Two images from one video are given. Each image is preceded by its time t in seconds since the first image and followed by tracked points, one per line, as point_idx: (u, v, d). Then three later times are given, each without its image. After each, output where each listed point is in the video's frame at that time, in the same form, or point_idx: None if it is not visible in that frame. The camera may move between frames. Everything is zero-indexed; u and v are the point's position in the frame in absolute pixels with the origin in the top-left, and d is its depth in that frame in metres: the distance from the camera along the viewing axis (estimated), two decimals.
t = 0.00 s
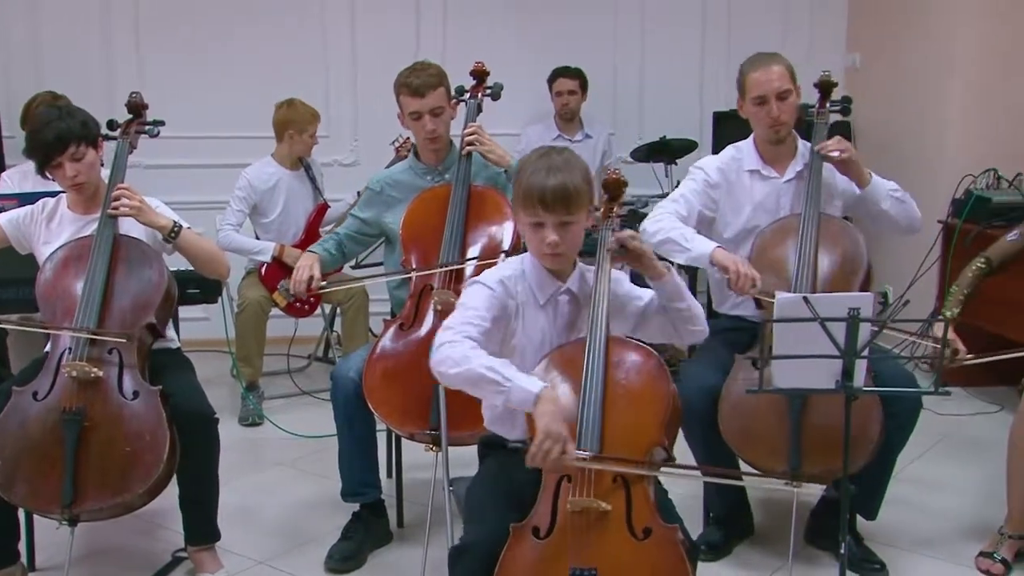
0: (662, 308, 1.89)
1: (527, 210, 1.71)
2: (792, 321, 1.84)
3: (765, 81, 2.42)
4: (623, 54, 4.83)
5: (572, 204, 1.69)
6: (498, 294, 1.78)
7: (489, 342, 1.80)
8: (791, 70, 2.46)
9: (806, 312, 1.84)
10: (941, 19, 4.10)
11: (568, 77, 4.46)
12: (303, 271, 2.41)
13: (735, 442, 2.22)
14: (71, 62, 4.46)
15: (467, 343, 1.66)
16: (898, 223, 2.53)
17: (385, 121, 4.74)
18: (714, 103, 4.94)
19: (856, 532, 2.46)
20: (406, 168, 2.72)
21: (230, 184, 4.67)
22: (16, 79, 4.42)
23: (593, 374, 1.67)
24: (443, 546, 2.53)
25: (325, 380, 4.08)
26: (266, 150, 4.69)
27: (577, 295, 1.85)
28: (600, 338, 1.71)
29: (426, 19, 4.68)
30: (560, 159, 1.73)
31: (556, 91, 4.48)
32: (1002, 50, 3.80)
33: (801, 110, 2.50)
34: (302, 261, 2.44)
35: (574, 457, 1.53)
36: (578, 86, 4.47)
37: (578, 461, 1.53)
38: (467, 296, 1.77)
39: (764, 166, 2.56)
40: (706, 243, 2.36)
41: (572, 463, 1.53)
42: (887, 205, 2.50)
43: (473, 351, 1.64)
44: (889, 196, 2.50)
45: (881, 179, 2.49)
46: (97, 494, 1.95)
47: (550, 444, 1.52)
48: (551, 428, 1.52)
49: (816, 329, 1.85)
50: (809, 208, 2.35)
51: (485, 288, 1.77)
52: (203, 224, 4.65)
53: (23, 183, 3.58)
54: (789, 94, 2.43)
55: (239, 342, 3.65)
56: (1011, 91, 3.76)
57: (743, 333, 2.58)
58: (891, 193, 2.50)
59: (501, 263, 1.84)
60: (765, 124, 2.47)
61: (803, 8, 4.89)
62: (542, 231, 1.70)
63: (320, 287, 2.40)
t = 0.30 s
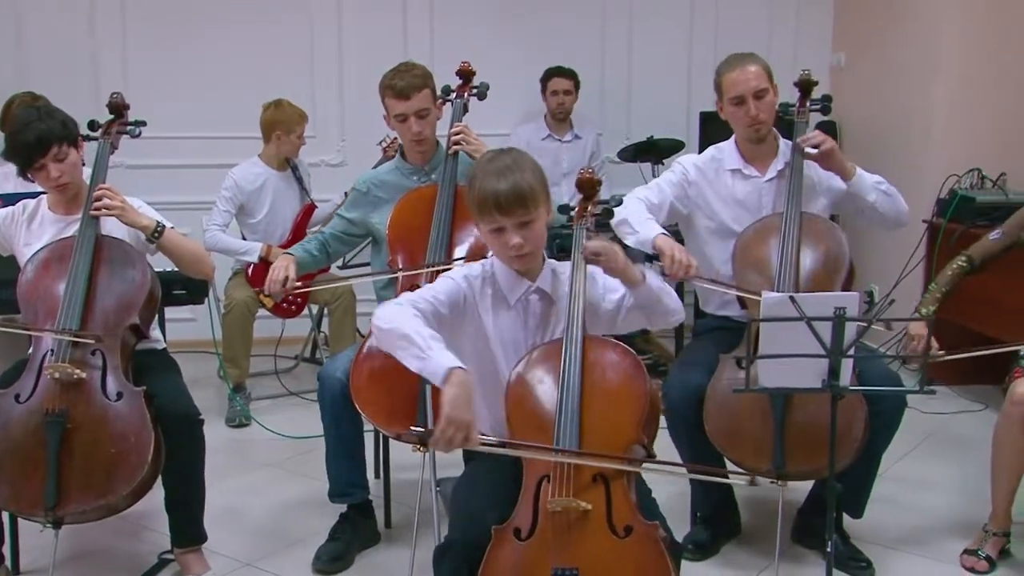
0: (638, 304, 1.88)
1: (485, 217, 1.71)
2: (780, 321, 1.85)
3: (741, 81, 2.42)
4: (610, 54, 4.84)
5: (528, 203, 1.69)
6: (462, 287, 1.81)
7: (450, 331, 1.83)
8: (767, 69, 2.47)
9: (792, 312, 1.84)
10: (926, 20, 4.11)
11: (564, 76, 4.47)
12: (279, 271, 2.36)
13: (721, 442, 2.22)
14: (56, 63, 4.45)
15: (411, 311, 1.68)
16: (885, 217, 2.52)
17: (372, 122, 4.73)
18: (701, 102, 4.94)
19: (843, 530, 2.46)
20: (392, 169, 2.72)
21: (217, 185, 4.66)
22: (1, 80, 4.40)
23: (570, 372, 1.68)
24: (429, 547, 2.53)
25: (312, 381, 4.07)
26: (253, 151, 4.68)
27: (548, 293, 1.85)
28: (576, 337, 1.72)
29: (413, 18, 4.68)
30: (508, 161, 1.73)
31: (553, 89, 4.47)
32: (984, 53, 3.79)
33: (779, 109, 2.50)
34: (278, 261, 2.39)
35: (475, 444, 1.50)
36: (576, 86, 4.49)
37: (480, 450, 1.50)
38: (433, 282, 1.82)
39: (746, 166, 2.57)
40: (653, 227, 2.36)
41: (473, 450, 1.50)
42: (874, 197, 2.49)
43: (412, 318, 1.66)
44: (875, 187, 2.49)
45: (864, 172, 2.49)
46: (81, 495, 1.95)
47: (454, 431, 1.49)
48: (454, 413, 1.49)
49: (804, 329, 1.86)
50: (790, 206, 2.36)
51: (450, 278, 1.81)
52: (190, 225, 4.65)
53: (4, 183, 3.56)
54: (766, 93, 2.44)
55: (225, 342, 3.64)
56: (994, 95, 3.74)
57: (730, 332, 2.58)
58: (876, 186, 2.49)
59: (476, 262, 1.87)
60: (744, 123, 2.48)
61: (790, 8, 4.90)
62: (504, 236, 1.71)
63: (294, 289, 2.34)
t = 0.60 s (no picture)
0: (622, 316, 1.89)
1: (476, 226, 1.70)
2: (768, 320, 1.86)
3: (731, 82, 2.43)
4: (598, 54, 4.84)
5: (520, 216, 1.68)
6: (437, 285, 1.83)
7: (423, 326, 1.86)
8: (756, 70, 2.48)
9: (779, 311, 1.85)
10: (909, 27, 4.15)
11: (555, 76, 4.47)
12: (256, 270, 2.29)
13: (710, 442, 2.23)
14: (41, 63, 4.42)
15: (361, 300, 1.72)
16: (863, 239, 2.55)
17: (360, 122, 4.73)
18: (689, 102, 4.96)
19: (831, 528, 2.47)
20: (382, 168, 2.71)
21: (204, 185, 4.64)
22: None
23: (554, 373, 1.67)
24: (419, 547, 2.53)
25: (300, 381, 4.06)
26: (241, 151, 4.67)
27: (532, 297, 1.84)
28: (561, 337, 1.72)
29: (401, 18, 4.67)
30: (501, 169, 1.72)
31: (546, 89, 4.47)
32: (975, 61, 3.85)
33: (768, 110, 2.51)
34: (256, 261, 2.32)
35: (385, 422, 1.48)
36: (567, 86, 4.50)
37: (391, 428, 1.49)
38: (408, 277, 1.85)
39: (736, 166, 2.57)
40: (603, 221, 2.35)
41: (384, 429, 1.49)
42: (854, 225, 2.52)
43: (355, 305, 1.70)
44: (857, 215, 2.51)
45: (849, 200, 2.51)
46: (68, 498, 1.94)
47: (363, 409, 1.49)
48: (363, 390, 1.49)
49: (792, 328, 1.86)
50: (780, 205, 2.37)
51: (427, 275, 1.83)
52: (178, 225, 4.63)
53: None
54: (755, 94, 2.45)
55: (213, 343, 3.63)
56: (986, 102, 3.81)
57: (719, 331, 2.59)
58: (858, 213, 2.52)
59: (460, 263, 1.88)
60: (733, 125, 2.49)
61: (777, 9, 4.92)
62: (494, 247, 1.71)
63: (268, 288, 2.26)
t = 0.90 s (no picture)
0: (620, 316, 1.90)
1: (494, 205, 1.71)
2: (755, 320, 1.86)
3: (722, 83, 2.44)
4: (586, 54, 4.85)
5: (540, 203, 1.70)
6: (438, 284, 1.80)
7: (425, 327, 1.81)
8: (746, 71, 2.49)
9: (767, 311, 1.86)
10: (894, 23, 4.17)
11: (535, 76, 4.52)
12: (239, 270, 2.28)
13: (698, 441, 2.24)
14: (27, 62, 4.39)
15: (355, 304, 1.67)
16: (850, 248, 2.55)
17: (349, 121, 4.72)
18: (677, 103, 4.98)
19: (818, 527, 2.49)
20: (372, 168, 2.71)
21: (192, 185, 4.63)
22: None
23: (548, 374, 1.68)
24: (408, 547, 2.53)
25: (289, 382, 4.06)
26: (229, 151, 4.65)
27: (532, 292, 1.84)
28: (556, 337, 1.73)
29: (389, 18, 4.67)
30: (529, 156, 1.74)
31: (521, 91, 4.53)
32: (963, 56, 3.90)
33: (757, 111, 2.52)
34: (240, 261, 2.31)
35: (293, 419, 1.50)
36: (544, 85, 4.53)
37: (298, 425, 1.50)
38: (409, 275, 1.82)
39: (725, 166, 2.59)
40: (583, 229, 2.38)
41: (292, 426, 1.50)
42: (841, 239, 2.50)
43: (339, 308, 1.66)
44: (842, 230, 2.50)
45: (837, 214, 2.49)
46: (56, 501, 1.93)
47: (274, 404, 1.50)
48: (270, 386, 1.50)
49: (778, 328, 1.87)
50: (767, 206, 2.38)
51: (428, 273, 1.81)
52: (166, 226, 4.61)
53: None
54: (745, 96, 2.46)
55: (202, 344, 3.62)
56: (974, 98, 3.87)
57: (707, 331, 2.60)
58: (844, 227, 2.50)
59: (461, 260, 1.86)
60: (724, 126, 2.50)
61: (764, 10, 4.94)
62: (506, 228, 1.70)
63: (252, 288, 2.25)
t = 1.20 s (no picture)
0: (622, 316, 1.91)
1: (507, 200, 1.70)
2: (745, 320, 1.86)
3: (711, 83, 2.45)
4: (577, 54, 4.86)
5: (553, 203, 1.70)
6: (449, 279, 1.80)
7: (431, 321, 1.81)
8: (736, 71, 2.50)
9: (757, 310, 1.86)
10: (884, 22, 4.19)
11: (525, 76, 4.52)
12: (235, 267, 2.31)
13: (689, 441, 2.25)
14: (16, 61, 4.37)
15: (369, 296, 1.65)
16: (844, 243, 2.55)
17: (339, 121, 4.71)
18: (667, 103, 4.99)
19: (809, 526, 2.50)
20: (364, 168, 2.71)
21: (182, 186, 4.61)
22: None
23: (551, 374, 1.69)
24: (400, 548, 2.53)
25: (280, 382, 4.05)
26: (219, 151, 4.64)
27: (538, 292, 1.85)
28: (560, 337, 1.74)
29: (380, 18, 4.66)
30: (546, 156, 1.74)
31: (512, 89, 4.54)
32: (951, 54, 3.92)
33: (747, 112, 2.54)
34: (236, 256, 2.33)
35: (335, 430, 1.44)
36: (535, 85, 4.53)
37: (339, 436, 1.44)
38: (419, 270, 1.80)
39: (715, 167, 2.60)
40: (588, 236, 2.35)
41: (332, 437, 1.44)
42: (836, 231, 2.51)
43: (358, 304, 1.62)
44: (838, 221, 2.50)
45: (830, 206, 2.49)
46: (45, 502, 1.92)
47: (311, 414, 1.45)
48: (309, 396, 1.45)
49: (768, 328, 1.87)
50: (757, 206, 2.39)
51: (437, 268, 1.80)
52: (156, 226, 4.60)
53: None
54: (734, 96, 2.47)
55: (192, 344, 3.61)
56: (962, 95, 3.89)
57: (698, 330, 2.61)
58: (839, 219, 2.50)
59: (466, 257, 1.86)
60: (713, 126, 2.50)
61: (755, 10, 4.96)
62: (516, 223, 1.70)
63: (245, 285, 2.27)
